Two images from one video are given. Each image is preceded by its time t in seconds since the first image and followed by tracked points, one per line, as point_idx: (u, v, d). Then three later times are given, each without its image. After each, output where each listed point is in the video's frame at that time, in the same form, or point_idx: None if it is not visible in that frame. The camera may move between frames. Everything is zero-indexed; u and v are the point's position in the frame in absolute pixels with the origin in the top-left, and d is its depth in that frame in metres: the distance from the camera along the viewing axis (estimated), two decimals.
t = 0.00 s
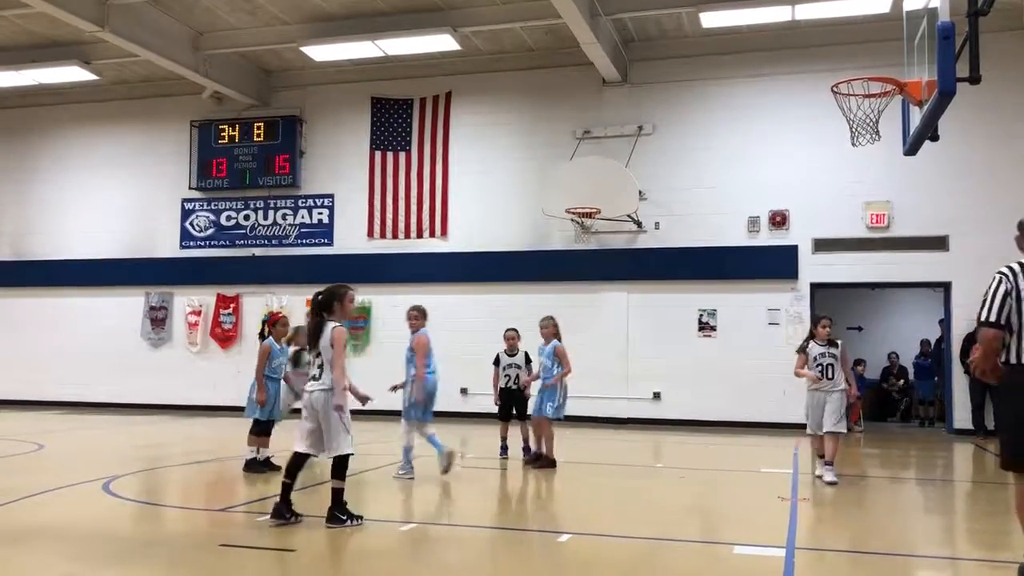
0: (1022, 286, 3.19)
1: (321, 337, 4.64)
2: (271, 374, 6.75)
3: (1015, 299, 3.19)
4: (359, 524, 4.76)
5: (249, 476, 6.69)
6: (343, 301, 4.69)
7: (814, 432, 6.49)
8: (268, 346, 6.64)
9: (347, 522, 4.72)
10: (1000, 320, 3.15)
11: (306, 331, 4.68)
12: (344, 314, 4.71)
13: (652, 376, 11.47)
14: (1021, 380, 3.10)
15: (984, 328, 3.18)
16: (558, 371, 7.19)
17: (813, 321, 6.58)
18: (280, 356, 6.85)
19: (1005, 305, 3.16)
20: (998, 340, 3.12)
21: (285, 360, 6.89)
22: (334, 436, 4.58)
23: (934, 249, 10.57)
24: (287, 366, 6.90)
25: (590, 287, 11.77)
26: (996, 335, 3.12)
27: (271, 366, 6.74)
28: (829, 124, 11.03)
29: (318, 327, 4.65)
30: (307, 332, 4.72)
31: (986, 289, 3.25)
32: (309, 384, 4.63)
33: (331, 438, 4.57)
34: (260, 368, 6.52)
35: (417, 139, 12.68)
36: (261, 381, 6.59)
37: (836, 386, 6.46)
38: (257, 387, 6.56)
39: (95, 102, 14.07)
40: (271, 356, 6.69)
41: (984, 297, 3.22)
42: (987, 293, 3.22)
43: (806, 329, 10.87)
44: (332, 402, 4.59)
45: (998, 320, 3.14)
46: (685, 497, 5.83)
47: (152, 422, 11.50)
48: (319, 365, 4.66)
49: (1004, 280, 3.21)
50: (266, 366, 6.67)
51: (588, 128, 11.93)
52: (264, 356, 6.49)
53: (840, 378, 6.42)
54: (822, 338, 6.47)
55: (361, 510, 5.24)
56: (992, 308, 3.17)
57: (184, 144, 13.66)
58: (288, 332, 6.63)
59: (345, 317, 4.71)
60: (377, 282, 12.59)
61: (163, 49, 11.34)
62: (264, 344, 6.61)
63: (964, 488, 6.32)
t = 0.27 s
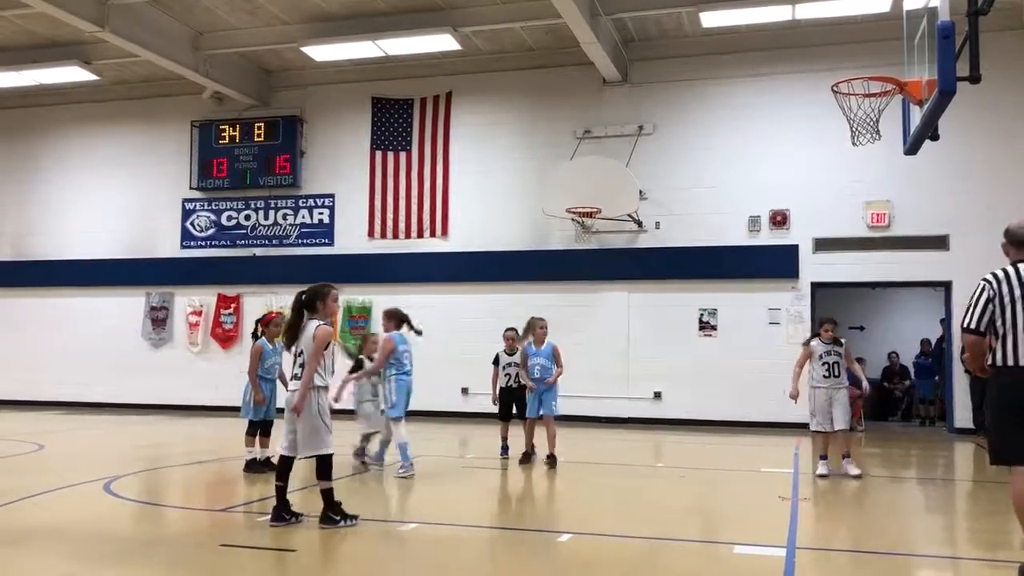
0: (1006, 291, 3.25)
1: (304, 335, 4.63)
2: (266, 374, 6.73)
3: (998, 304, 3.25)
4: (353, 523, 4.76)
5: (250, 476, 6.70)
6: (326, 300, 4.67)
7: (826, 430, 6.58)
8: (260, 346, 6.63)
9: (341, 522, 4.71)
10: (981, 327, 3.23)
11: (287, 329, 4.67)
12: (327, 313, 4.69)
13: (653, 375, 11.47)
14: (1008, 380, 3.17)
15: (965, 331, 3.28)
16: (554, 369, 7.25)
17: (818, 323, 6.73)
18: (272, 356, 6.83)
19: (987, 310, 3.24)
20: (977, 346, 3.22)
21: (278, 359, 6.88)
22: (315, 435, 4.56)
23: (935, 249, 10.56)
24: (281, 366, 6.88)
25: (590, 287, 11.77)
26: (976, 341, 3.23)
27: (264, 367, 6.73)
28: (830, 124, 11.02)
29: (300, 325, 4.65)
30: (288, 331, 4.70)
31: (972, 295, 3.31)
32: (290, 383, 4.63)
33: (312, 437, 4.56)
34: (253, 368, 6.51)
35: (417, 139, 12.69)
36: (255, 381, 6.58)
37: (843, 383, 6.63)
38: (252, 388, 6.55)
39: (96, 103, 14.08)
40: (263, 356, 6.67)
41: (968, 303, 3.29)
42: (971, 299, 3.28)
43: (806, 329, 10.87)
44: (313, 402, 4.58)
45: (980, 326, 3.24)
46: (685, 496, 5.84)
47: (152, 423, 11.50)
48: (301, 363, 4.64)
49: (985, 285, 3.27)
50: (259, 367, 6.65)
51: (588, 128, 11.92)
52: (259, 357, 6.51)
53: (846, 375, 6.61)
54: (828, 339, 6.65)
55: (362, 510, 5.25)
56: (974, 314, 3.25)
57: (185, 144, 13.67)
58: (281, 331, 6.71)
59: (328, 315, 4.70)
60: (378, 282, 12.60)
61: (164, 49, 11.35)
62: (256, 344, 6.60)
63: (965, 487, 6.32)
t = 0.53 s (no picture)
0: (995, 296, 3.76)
1: (302, 335, 4.62)
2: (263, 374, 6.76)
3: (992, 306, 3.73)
4: (347, 524, 4.75)
5: (250, 476, 6.70)
6: (323, 300, 4.67)
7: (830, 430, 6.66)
8: (256, 346, 6.64)
9: (335, 523, 4.71)
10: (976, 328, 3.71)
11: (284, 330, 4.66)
12: (323, 312, 4.69)
13: (654, 375, 11.46)
14: (1001, 378, 3.69)
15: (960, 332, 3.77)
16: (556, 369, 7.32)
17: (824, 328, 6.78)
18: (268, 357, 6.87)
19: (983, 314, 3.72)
20: (973, 345, 3.70)
21: (275, 359, 6.90)
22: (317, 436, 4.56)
23: (936, 249, 10.56)
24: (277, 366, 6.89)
25: (590, 287, 11.76)
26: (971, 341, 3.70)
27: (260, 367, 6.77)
28: (831, 124, 11.02)
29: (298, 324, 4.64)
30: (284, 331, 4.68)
31: (968, 298, 3.79)
32: (289, 384, 4.61)
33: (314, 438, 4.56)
34: (248, 368, 6.52)
35: (418, 139, 12.69)
36: (251, 382, 6.58)
37: (848, 387, 6.64)
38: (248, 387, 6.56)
39: (97, 102, 14.09)
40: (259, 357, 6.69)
41: (964, 307, 3.77)
42: (968, 302, 3.77)
43: (807, 329, 10.87)
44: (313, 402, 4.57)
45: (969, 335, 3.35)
46: (685, 496, 5.84)
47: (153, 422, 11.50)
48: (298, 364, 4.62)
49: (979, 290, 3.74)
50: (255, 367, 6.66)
51: (589, 128, 11.92)
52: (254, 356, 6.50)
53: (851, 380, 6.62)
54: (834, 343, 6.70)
55: (362, 510, 5.25)
56: (970, 317, 3.73)
57: (186, 144, 13.68)
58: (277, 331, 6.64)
59: (325, 315, 4.70)
60: (379, 282, 12.60)
61: (165, 49, 11.35)
62: (252, 345, 6.61)
63: (966, 488, 6.31)
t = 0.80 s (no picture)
0: (994, 297, 4.09)
1: (306, 334, 4.63)
2: (268, 374, 6.73)
3: (988, 306, 4.09)
4: (348, 524, 4.75)
5: (252, 475, 6.71)
6: (325, 299, 4.70)
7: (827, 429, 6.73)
8: (259, 346, 6.61)
9: (336, 523, 4.71)
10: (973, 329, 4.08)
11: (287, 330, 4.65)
12: (325, 312, 4.72)
13: (655, 376, 11.47)
14: (996, 376, 4.07)
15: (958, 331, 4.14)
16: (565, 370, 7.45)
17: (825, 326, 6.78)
18: (273, 356, 6.83)
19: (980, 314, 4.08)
20: (971, 345, 4.07)
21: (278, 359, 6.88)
22: (326, 436, 4.56)
23: (938, 251, 10.56)
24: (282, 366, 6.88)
25: (591, 288, 11.77)
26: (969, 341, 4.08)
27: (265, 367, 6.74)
28: (833, 125, 11.02)
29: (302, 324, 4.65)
30: (287, 331, 4.68)
31: (966, 299, 4.15)
32: (295, 384, 4.60)
33: (324, 437, 4.56)
34: (253, 368, 6.48)
35: (420, 139, 12.70)
36: (255, 382, 6.54)
37: (847, 387, 6.68)
38: (253, 388, 6.52)
39: (99, 101, 14.10)
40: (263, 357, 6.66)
41: (962, 307, 4.13)
42: (966, 304, 4.12)
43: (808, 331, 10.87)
44: (321, 401, 4.58)
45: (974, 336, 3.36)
46: (686, 497, 5.84)
47: (154, 421, 11.51)
48: (302, 364, 4.62)
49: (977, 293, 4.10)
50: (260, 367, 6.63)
51: (591, 128, 11.93)
52: (259, 356, 6.48)
53: (849, 378, 6.66)
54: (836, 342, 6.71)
55: (363, 510, 5.26)
56: (969, 319, 4.10)
57: (188, 144, 13.69)
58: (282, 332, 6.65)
59: (327, 315, 4.74)
60: (380, 282, 12.61)
61: (167, 48, 11.36)
62: (256, 344, 6.58)
63: (966, 490, 6.32)
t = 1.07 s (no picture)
0: (978, 305, 4.33)
1: (310, 335, 4.63)
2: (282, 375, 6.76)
3: (975, 316, 4.33)
4: (350, 524, 4.76)
5: (254, 475, 6.71)
6: (328, 299, 4.70)
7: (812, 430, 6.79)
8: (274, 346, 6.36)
9: (338, 523, 4.72)
10: (963, 336, 4.34)
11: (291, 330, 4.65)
12: (328, 311, 4.72)
13: (657, 377, 11.46)
14: (985, 380, 4.32)
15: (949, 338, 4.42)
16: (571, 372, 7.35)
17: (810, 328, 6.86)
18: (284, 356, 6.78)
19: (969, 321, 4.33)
20: (962, 354, 4.35)
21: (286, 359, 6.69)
22: (330, 436, 4.57)
23: (941, 252, 10.55)
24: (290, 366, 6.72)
25: (593, 288, 11.77)
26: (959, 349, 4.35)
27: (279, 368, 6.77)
28: (836, 126, 11.01)
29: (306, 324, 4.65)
30: (291, 331, 4.68)
31: (956, 308, 4.39)
32: (299, 384, 4.60)
33: (327, 437, 4.57)
34: (269, 369, 6.24)
35: (422, 139, 12.70)
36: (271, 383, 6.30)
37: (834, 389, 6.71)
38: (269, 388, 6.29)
39: (102, 101, 14.11)
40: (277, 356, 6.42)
41: (953, 316, 4.38)
42: (955, 312, 4.37)
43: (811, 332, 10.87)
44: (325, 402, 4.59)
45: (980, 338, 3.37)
46: (688, 498, 5.84)
47: (156, 421, 11.52)
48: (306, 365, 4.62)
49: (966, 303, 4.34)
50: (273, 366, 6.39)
51: (594, 129, 11.92)
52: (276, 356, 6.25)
53: (834, 379, 6.69)
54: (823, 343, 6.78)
55: (365, 510, 5.26)
56: (958, 327, 4.35)
57: (190, 143, 13.70)
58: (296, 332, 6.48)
59: (330, 315, 4.75)
60: (382, 282, 12.61)
61: (170, 49, 11.37)
62: (272, 343, 6.31)
63: (969, 491, 6.31)
